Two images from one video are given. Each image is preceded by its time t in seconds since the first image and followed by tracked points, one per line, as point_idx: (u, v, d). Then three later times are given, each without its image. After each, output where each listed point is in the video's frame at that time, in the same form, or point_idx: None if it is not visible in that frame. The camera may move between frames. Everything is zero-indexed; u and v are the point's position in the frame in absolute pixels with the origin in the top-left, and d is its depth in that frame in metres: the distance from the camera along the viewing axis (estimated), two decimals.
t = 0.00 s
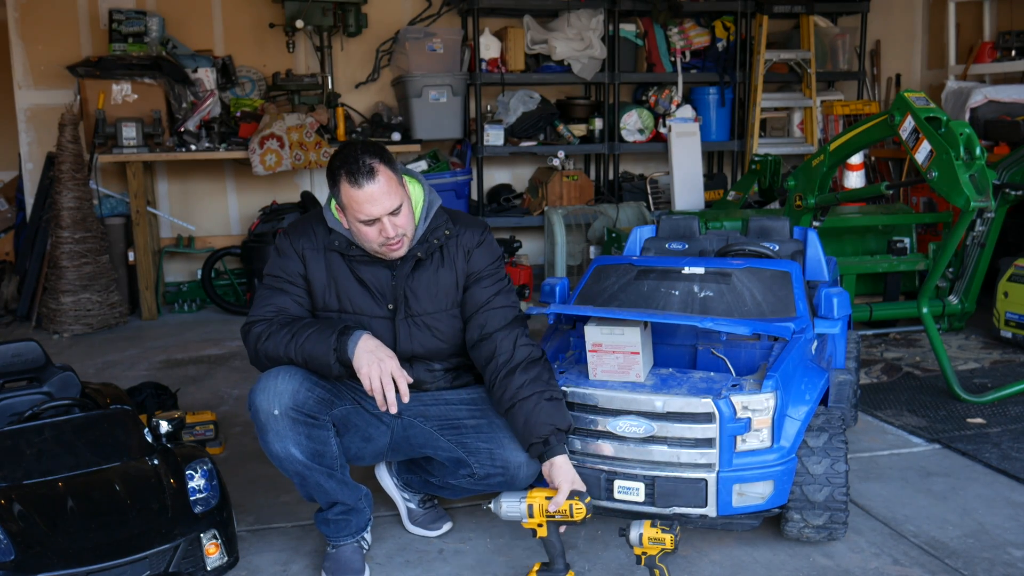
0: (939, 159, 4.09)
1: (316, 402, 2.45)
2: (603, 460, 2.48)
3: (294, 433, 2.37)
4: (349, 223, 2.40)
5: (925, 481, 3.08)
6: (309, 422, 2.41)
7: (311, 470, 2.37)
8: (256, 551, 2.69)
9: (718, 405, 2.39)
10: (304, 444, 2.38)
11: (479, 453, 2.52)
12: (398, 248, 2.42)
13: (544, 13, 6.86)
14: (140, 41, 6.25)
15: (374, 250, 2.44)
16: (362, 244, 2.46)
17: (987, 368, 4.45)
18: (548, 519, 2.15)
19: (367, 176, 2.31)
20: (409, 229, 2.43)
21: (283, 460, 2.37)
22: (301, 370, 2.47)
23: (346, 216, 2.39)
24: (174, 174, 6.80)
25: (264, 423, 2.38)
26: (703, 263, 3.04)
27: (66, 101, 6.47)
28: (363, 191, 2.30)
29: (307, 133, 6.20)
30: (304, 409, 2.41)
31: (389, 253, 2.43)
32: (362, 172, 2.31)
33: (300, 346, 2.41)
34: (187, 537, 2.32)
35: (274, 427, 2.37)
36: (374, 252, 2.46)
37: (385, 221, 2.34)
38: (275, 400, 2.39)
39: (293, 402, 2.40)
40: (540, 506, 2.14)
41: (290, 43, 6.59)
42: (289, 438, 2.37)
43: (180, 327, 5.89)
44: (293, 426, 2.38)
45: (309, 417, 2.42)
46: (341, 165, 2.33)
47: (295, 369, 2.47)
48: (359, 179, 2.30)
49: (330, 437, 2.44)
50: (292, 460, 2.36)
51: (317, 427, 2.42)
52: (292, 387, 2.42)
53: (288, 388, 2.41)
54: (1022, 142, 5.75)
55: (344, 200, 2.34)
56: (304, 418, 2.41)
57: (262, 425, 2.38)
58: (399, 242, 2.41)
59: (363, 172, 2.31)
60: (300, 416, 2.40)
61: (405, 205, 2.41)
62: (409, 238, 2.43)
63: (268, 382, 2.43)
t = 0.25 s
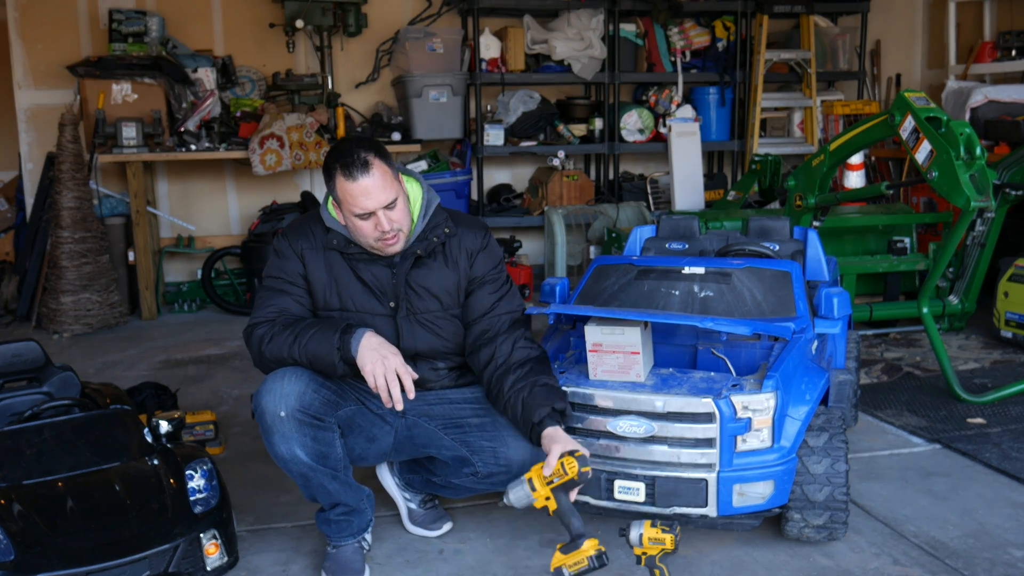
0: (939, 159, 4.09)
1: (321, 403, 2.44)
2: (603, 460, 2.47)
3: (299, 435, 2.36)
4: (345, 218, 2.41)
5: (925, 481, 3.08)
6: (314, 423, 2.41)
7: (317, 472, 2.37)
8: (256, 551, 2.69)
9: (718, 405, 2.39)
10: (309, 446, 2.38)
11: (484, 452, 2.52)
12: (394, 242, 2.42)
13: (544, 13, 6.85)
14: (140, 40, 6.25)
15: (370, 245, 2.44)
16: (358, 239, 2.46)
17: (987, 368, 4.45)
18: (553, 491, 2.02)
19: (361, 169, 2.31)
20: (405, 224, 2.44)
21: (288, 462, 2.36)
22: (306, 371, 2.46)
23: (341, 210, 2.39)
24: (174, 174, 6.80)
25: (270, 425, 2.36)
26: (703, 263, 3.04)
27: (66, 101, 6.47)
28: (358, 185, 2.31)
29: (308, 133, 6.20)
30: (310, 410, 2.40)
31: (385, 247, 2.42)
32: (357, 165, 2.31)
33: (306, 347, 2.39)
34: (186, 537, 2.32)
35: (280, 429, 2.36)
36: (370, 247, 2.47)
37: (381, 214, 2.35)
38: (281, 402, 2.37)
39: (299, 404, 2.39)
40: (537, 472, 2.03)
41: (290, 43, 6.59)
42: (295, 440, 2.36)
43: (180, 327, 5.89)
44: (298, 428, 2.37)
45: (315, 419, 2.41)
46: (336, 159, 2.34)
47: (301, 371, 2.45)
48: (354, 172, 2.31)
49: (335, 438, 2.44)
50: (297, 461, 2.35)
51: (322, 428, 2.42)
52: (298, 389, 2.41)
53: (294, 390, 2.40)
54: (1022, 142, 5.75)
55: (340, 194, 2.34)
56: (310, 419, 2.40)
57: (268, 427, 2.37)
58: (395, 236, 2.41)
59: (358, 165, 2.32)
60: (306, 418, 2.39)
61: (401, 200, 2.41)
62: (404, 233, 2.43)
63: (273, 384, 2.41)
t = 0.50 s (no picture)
0: (939, 159, 4.09)
1: (327, 405, 2.43)
2: (603, 460, 2.48)
3: (305, 437, 2.36)
4: (347, 210, 2.41)
5: (925, 481, 3.08)
6: (320, 425, 2.40)
7: (322, 474, 2.36)
8: (256, 551, 2.69)
9: (718, 405, 2.39)
10: (315, 448, 2.37)
11: (485, 452, 2.54)
12: (395, 236, 2.42)
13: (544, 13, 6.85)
14: (140, 41, 6.25)
15: (371, 239, 2.44)
16: (360, 233, 2.47)
17: (987, 368, 4.45)
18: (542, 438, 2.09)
19: (364, 160, 2.32)
20: (407, 217, 2.44)
21: (293, 463, 2.35)
22: (312, 374, 2.44)
23: (343, 203, 2.40)
24: (174, 174, 6.80)
25: (276, 427, 2.36)
26: (703, 263, 3.04)
27: (66, 101, 6.47)
28: (360, 176, 2.31)
29: (307, 133, 6.20)
30: (316, 412, 2.39)
31: (386, 240, 2.43)
32: (359, 156, 2.31)
33: (312, 349, 2.37)
34: (187, 537, 2.32)
35: (286, 431, 2.35)
36: (371, 241, 2.47)
37: (383, 206, 2.35)
38: (288, 404, 2.36)
39: (305, 407, 2.38)
40: (529, 426, 2.11)
41: (290, 43, 6.59)
42: (300, 442, 2.35)
43: (181, 327, 5.89)
44: (304, 430, 2.36)
45: (320, 421, 2.40)
46: (338, 151, 2.34)
47: (307, 373, 2.44)
48: (356, 162, 2.31)
49: (341, 440, 2.43)
50: (302, 463, 2.35)
51: (328, 430, 2.41)
52: (305, 391, 2.39)
53: (301, 392, 2.39)
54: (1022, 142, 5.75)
55: (341, 185, 2.35)
56: (316, 422, 2.39)
57: (274, 429, 2.36)
58: (396, 229, 2.41)
59: (360, 156, 2.32)
60: (312, 420, 2.39)
61: (403, 192, 2.42)
62: (406, 227, 2.44)
63: (279, 385, 2.40)
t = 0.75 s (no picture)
0: (939, 159, 4.09)
1: (329, 407, 2.44)
2: (603, 460, 2.48)
3: (307, 438, 2.36)
4: (349, 202, 2.43)
5: (925, 481, 3.08)
6: (323, 427, 2.40)
7: (323, 475, 2.36)
8: (256, 551, 2.69)
9: (718, 405, 2.39)
10: (317, 449, 2.37)
11: (486, 452, 2.54)
12: (397, 228, 2.43)
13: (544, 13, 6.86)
14: (140, 41, 6.25)
15: (373, 232, 2.44)
16: (362, 227, 2.48)
17: (987, 368, 4.46)
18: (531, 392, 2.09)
19: (368, 150, 2.34)
20: (409, 211, 2.45)
21: (294, 464, 2.36)
22: (315, 375, 2.45)
23: (347, 195, 2.42)
24: (174, 174, 6.81)
25: (278, 428, 2.36)
26: (703, 263, 3.04)
27: (66, 101, 6.47)
28: (364, 164, 2.34)
29: (308, 133, 6.20)
30: (318, 414, 2.40)
31: (388, 233, 2.43)
32: (364, 146, 2.34)
33: (314, 351, 2.36)
34: (187, 537, 2.32)
35: (288, 432, 2.36)
36: (372, 235, 2.47)
37: (386, 196, 2.37)
38: (290, 405, 2.37)
39: (308, 408, 2.38)
40: (518, 386, 2.11)
41: (290, 43, 6.59)
42: (302, 443, 2.36)
43: (181, 327, 5.89)
44: (307, 431, 2.37)
45: (323, 422, 2.41)
46: (343, 142, 2.38)
47: (309, 374, 2.45)
48: (360, 152, 2.34)
49: (343, 442, 2.44)
50: (304, 464, 2.35)
51: (330, 432, 2.41)
52: (307, 393, 2.40)
53: (304, 393, 2.40)
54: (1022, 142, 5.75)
55: (345, 174, 2.37)
56: (318, 423, 2.40)
57: (276, 430, 2.37)
58: (399, 220, 2.42)
59: (364, 146, 2.35)
60: (315, 421, 2.39)
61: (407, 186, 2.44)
62: (408, 221, 2.45)
63: (282, 386, 2.41)
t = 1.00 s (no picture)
0: (939, 159, 4.09)
1: (331, 408, 2.45)
2: (603, 460, 2.48)
3: (309, 440, 2.36)
4: (351, 184, 2.51)
5: (925, 481, 3.08)
6: (324, 428, 2.41)
7: (324, 476, 2.36)
8: (257, 551, 2.69)
9: (718, 405, 2.39)
10: (318, 450, 2.38)
11: (486, 453, 2.54)
12: (393, 216, 2.48)
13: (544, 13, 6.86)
14: (140, 41, 6.25)
15: (368, 217, 2.49)
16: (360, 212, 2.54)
17: (987, 368, 4.46)
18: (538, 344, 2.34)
19: (377, 133, 2.46)
20: (409, 204, 2.51)
21: (296, 465, 2.36)
22: (316, 377, 2.46)
23: (350, 176, 2.50)
24: (174, 174, 6.81)
25: (280, 430, 2.36)
26: (703, 263, 3.04)
27: (66, 101, 6.47)
28: (370, 144, 2.44)
29: (308, 133, 6.20)
30: (320, 416, 2.41)
31: (382, 219, 2.48)
32: (374, 128, 2.46)
33: (314, 352, 2.34)
34: (187, 537, 2.33)
35: (289, 434, 2.36)
36: (368, 222, 2.52)
37: (386, 178, 2.46)
38: (293, 407, 2.38)
39: (310, 409, 2.39)
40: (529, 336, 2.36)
41: (290, 43, 6.59)
42: (304, 445, 2.36)
43: (181, 327, 5.89)
44: (308, 433, 2.37)
45: (324, 424, 2.41)
46: (357, 124, 2.49)
47: (310, 376, 2.46)
48: (369, 133, 2.45)
49: (344, 443, 2.44)
50: (305, 466, 2.35)
51: (332, 433, 2.41)
52: (308, 395, 2.41)
53: (305, 395, 2.41)
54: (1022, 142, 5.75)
55: (352, 153, 2.47)
56: (320, 424, 2.40)
57: (278, 432, 2.37)
58: (394, 206, 2.47)
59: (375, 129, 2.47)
60: (316, 423, 2.40)
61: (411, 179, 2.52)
62: (407, 212, 2.50)
63: (284, 389, 2.41)
